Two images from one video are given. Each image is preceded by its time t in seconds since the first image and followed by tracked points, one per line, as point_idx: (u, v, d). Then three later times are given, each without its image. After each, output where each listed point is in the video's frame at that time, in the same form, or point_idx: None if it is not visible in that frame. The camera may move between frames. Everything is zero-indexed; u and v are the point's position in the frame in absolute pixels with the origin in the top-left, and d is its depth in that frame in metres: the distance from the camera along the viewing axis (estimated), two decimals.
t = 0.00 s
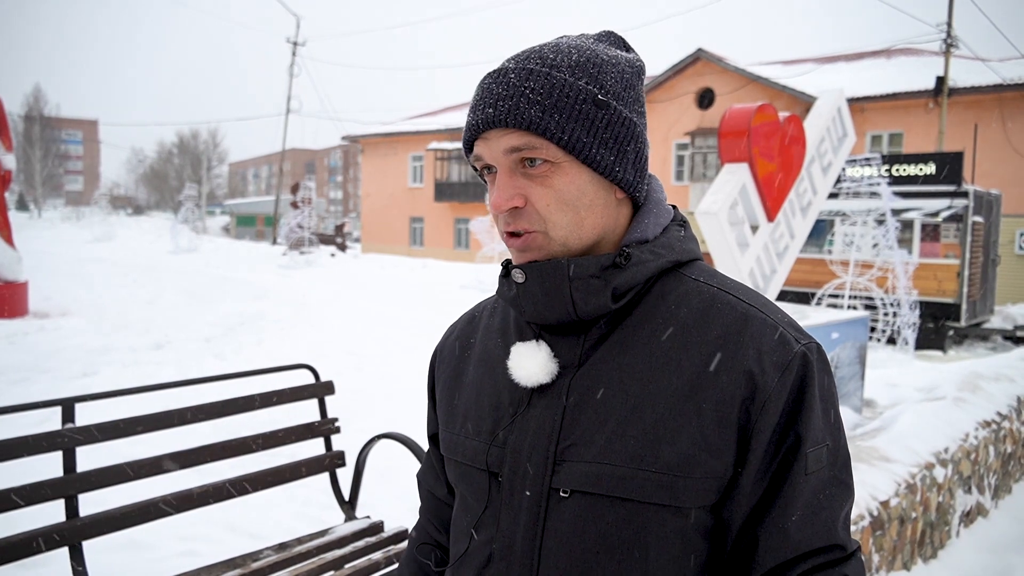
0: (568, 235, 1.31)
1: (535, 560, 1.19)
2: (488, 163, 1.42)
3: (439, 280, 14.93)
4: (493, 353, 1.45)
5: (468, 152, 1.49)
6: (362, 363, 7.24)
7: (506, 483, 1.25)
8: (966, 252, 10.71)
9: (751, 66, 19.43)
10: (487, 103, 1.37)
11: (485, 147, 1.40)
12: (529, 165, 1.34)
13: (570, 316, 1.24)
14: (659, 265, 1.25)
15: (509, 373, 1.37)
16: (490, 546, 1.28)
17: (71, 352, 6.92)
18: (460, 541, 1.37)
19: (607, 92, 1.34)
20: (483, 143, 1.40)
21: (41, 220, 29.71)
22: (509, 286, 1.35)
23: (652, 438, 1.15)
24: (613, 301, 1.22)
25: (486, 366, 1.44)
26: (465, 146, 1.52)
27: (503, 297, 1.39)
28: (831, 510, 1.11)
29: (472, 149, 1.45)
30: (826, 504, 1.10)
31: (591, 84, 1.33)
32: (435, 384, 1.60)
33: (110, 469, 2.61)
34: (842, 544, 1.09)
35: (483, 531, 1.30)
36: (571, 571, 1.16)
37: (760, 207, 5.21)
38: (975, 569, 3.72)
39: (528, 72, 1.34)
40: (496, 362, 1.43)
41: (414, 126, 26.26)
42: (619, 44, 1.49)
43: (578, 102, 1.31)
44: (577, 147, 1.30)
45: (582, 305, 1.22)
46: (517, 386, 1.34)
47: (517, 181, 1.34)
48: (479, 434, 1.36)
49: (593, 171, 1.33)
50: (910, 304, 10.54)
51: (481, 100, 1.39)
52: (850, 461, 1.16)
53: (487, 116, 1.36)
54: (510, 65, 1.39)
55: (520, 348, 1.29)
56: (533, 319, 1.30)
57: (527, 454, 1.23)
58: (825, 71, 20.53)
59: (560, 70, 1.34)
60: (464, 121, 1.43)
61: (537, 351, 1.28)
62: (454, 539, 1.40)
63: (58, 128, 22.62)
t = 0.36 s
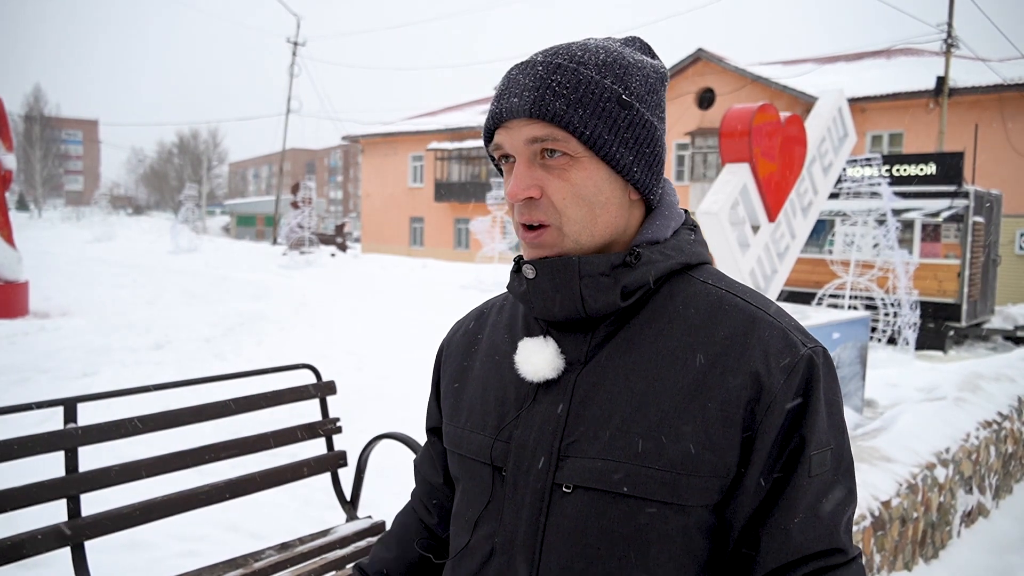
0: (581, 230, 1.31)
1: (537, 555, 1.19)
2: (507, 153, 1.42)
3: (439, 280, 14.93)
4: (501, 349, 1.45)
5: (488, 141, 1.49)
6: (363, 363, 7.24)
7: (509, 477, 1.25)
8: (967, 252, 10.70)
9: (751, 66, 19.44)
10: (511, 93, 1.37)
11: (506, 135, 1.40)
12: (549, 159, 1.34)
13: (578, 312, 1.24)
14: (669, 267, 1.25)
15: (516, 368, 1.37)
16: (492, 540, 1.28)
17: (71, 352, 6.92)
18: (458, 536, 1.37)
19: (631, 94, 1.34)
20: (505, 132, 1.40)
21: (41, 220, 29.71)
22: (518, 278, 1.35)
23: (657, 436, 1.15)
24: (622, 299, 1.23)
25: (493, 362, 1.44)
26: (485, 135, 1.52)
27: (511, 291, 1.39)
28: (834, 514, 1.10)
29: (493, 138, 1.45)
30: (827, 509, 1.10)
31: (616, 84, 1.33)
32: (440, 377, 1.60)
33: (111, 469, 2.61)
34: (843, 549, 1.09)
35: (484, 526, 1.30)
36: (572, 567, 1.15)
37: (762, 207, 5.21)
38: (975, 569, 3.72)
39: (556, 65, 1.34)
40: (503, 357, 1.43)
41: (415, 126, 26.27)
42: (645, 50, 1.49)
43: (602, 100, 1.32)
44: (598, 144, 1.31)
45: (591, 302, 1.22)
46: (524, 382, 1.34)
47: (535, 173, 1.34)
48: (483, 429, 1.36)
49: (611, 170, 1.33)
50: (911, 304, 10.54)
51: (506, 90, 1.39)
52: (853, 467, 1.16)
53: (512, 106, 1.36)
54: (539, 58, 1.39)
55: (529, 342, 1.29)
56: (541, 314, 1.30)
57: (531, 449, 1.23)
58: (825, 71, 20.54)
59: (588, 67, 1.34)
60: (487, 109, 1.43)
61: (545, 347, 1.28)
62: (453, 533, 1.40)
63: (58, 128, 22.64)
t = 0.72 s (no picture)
0: (587, 224, 1.31)
1: (540, 553, 1.19)
2: (517, 144, 1.41)
3: (438, 280, 14.93)
4: (502, 347, 1.44)
5: (498, 131, 1.48)
6: (362, 363, 7.24)
7: (512, 476, 1.25)
8: (966, 252, 10.72)
9: (750, 66, 19.45)
10: (526, 84, 1.37)
11: (518, 126, 1.39)
12: (559, 151, 1.35)
13: (583, 309, 1.24)
14: (673, 266, 1.25)
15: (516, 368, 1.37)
16: (493, 539, 1.28)
17: (71, 352, 6.93)
18: (458, 535, 1.37)
19: (643, 92, 1.35)
20: (516, 123, 1.40)
21: (41, 220, 29.72)
22: (521, 271, 1.35)
23: (661, 435, 1.16)
24: (627, 296, 1.23)
25: (493, 360, 1.44)
26: (495, 126, 1.51)
27: (513, 286, 1.38)
28: (833, 513, 1.11)
29: (503, 128, 1.45)
30: (827, 508, 1.10)
31: (629, 81, 1.34)
32: (437, 375, 1.60)
33: (112, 469, 2.61)
34: (841, 548, 1.09)
35: (485, 525, 1.30)
36: (575, 565, 1.16)
37: (761, 208, 5.21)
38: (976, 569, 3.72)
39: (571, 59, 1.35)
40: (503, 355, 1.42)
41: (414, 126, 26.28)
42: (657, 53, 1.50)
43: (614, 96, 1.32)
44: (609, 139, 1.31)
45: (596, 297, 1.22)
46: (525, 380, 1.34)
47: (545, 164, 1.34)
48: (484, 428, 1.36)
49: (620, 167, 1.33)
50: (910, 304, 10.55)
51: (519, 81, 1.39)
52: (852, 467, 1.17)
53: (525, 96, 1.36)
54: (553, 52, 1.40)
55: (532, 337, 1.29)
56: (546, 308, 1.30)
57: (533, 447, 1.23)
58: (824, 71, 20.56)
59: (603, 62, 1.34)
60: (499, 100, 1.43)
61: (548, 344, 1.28)
62: (450, 531, 1.40)
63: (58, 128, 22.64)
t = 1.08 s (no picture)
0: (579, 235, 1.31)
1: (544, 558, 1.19)
2: (501, 160, 1.42)
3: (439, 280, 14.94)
4: (500, 352, 1.44)
5: (481, 149, 1.49)
6: (363, 363, 7.25)
7: (515, 480, 1.25)
8: (967, 252, 10.71)
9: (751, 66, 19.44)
10: (503, 102, 1.37)
11: (499, 144, 1.40)
12: (543, 165, 1.35)
13: (580, 316, 1.24)
14: (668, 268, 1.25)
15: (516, 371, 1.37)
16: (497, 543, 1.28)
17: (72, 352, 6.93)
18: (465, 538, 1.37)
19: (623, 96, 1.34)
20: (497, 140, 1.40)
21: (41, 220, 29.73)
22: (519, 286, 1.35)
23: (661, 437, 1.16)
24: (624, 302, 1.23)
25: (491, 365, 1.44)
26: (478, 143, 1.52)
27: (512, 297, 1.39)
28: (836, 506, 1.12)
29: (486, 146, 1.45)
30: (831, 503, 1.11)
31: (607, 87, 1.34)
32: (438, 381, 1.60)
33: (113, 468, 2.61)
34: (846, 542, 1.10)
35: (489, 530, 1.30)
36: (580, 568, 1.16)
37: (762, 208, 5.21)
38: (977, 569, 3.72)
39: (546, 72, 1.35)
40: (502, 359, 1.42)
41: (415, 126, 26.28)
42: (634, 48, 1.49)
43: (594, 104, 1.32)
44: (592, 150, 1.31)
45: (593, 305, 1.22)
46: (524, 385, 1.34)
47: (529, 180, 1.34)
48: (485, 433, 1.36)
49: (606, 174, 1.33)
50: (911, 304, 10.55)
51: (497, 97, 1.39)
52: (855, 461, 1.17)
53: (503, 113, 1.36)
54: (528, 64, 1.39)
55: (529, 346, 1.29)
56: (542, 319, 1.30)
57: (535, 451, 1.23)
58: (825, 71, 20.56)
59: (578, 71, 1.34)
60: (478, 118, 1.43)
61: (546, 350, 1.28)
62: (458, 534, 1.40)
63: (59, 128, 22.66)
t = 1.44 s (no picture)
0: (574, 238, 1.32)
1: (543, 560, 1.19)
2: (494, 165, 1.42)
3: (440, 280, 14.95)
4: (498, 354, 1.44)
5: (474, 154, 1.49)
6: (364, 363, 7.25)
7: (514, 482, 1.25)
8: (968, 252, 10.70)
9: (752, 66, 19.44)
10: (494, 107, 1.36)
11: (491, 150, 1.40)
12: (535, 169, 1.35)
13: (576, 318, 1.24)
14: (664, 268, 1.25)
15: (515, 373, 1.37)
16: (497, 544, 1.27)
17: (73, 352, 6.93)
18: (466, 540, 1.37)
19: (614, 98, 1.34)
20: (489, 146, 1.40)
21: (42, 221, 29.73)
22: (515, 289, 1.35)
23: (658, 437, 1.16)
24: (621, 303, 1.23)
25: (490, 367, 1.44)
26: (470, 148, 1.52)
27: (509, 300, 1.39)
28: (836, 505, 1.12)
29: (478, 151, 1.45)
30: (829, 502, 1.11)
31: (598, 90, 1.34)
32: (438, 383, 1.59)
33: (114, 469, 2.61)
34: (844, 540, 1.10)
35: (488, 532, 1.30)
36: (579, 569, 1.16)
37: (763, 208, 5.21)
38: (978, 569, 3.72)
39: (536, 76, 1.34)
40: (502, 361, 1.42)
41: (416, 126, 26.29)
42: (625, 48, 1.49)
43: (584, 107, 1.32)
44: (584, 153, 1.31)
45: (590, 307, 1.22)
46: (523, 386, 1.34)
47: (523, 185, 1.34)
48: (484, 434, 1.36)
49: (599, 176, 1.33)
50: (912, 304, 10.54)
51: (488, 103, 1.39)
52: (853, 460, 1.17)
53: (494, 119, 1.35)
54: (518, 68, 1.39)
55: (526, 349, 1.29)
56: (538, 322, 1.30)
57: (533, 452, 1.23)
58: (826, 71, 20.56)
59: (568, 74, 1.34)
60: (470, 124, 1.43)
61: (544, 352, 1.28)
62: (459, 536, 1.41)
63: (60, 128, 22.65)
